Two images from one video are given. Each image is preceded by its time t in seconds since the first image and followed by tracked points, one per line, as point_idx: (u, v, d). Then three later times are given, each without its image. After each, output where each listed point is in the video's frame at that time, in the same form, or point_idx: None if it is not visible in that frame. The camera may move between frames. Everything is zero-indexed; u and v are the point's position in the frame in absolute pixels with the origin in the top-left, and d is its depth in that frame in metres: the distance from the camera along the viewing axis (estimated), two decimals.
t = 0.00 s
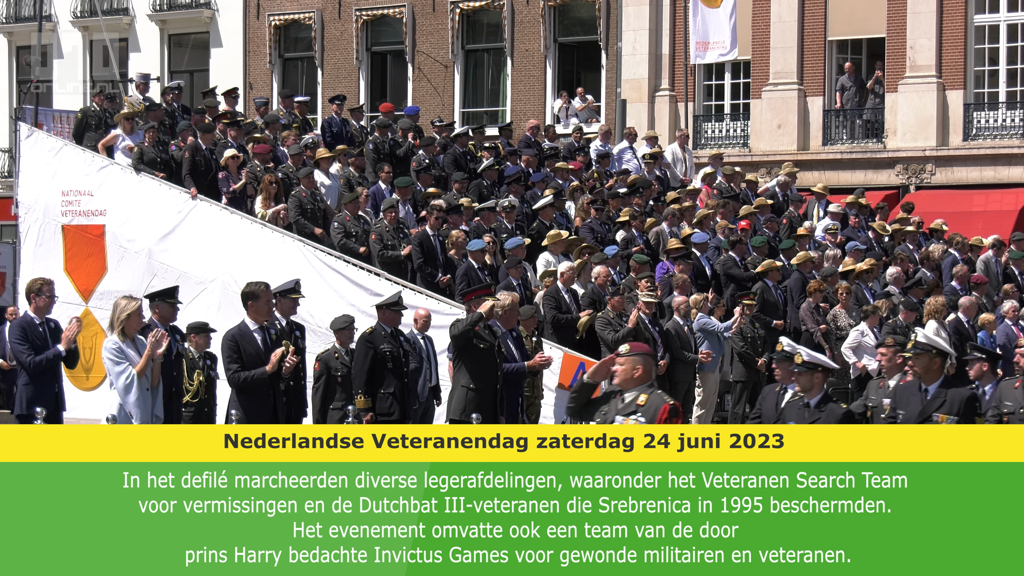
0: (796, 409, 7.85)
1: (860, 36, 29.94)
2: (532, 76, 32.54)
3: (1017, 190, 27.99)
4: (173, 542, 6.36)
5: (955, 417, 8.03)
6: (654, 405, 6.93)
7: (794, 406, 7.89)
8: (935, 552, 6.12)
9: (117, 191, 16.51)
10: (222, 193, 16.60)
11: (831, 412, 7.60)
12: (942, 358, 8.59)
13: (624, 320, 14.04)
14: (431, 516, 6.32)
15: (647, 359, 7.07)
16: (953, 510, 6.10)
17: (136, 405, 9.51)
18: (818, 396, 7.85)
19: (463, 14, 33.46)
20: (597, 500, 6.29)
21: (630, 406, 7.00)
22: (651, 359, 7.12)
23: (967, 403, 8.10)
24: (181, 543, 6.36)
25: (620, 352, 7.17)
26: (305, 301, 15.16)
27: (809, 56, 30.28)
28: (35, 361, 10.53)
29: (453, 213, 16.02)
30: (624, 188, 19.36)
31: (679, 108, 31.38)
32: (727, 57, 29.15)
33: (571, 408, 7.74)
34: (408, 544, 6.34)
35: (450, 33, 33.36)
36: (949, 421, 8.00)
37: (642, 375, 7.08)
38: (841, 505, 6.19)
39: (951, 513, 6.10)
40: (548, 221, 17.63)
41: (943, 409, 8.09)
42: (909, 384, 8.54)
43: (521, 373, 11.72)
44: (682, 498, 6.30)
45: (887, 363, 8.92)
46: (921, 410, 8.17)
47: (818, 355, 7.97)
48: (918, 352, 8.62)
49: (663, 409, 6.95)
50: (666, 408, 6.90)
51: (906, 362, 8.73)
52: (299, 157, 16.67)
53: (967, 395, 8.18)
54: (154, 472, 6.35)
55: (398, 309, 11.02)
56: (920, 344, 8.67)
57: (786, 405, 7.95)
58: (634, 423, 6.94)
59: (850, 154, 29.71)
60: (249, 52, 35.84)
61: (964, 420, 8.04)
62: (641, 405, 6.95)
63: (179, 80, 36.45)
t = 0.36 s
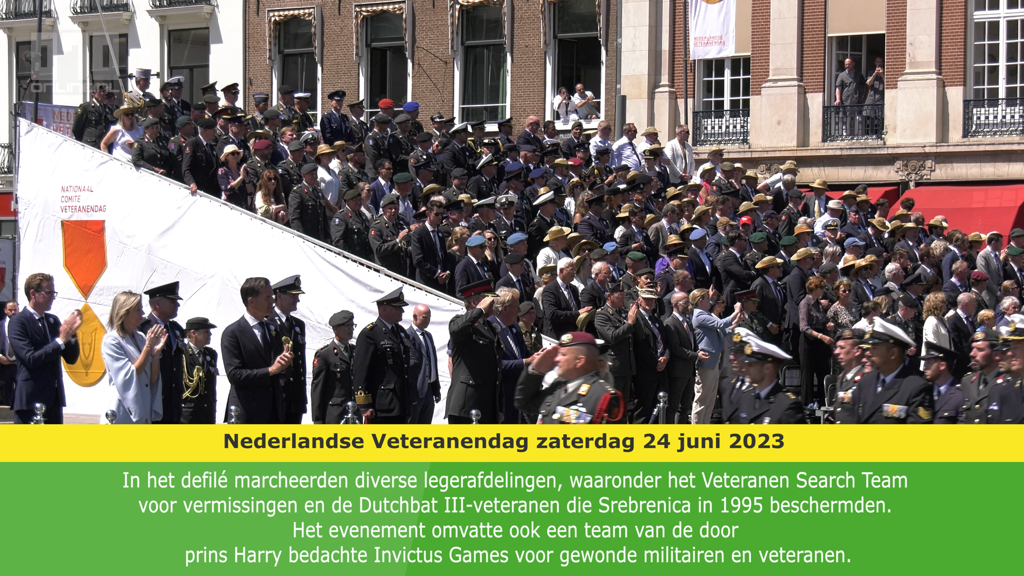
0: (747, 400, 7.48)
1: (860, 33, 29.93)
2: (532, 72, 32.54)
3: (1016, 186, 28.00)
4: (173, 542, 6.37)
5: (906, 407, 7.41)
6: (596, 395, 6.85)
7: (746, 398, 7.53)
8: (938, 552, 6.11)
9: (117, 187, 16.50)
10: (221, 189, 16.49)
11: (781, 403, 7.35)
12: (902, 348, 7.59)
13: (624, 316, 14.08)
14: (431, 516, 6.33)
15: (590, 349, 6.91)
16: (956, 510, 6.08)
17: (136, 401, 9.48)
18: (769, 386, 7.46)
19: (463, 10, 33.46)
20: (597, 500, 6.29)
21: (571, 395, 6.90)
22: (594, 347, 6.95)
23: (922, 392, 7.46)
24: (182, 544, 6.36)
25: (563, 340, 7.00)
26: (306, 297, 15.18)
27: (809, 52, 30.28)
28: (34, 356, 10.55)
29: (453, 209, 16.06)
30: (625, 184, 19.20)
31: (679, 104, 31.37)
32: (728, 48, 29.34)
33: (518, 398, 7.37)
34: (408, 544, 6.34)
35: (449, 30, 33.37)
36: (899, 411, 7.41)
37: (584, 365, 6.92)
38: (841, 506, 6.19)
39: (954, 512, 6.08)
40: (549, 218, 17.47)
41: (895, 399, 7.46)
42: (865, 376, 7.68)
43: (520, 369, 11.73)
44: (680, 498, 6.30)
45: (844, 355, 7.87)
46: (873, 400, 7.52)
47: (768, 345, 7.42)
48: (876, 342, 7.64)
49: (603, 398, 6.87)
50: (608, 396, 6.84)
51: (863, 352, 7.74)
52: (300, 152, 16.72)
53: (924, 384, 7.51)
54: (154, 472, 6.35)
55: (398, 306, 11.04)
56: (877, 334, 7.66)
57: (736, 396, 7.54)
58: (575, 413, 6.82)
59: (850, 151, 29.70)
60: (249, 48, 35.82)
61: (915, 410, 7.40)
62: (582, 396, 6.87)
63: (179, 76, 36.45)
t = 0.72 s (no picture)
0: (691, 403, 7.64)
1: (859, 31, 29.95)
2: (531, 69, 32.53)
3: (1015, 184, 28.00)
4: (172, 542, 6.37)
5: (854, 410, 7.48)
6: (530, 404, 6.93)
7: (691, 402, 7.67)
8: (939, 552, 6.12)
9: (116, 184, 16.50)
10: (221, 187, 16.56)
11: (726, 405, 7.51)
12: (846, 349, 7.71)
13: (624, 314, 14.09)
14: (431, 516, 6.33)
15: (523, 356, 7.01)
16: (959, 509, 6.08)
17: (135, 399, 9.48)
18: (714, 388, 7.64)
19: (462, 8, 33.42)
20: (597, 500, 6.30)
21: (507, 404, 7.00)
22: (530, 356, 7.04)
23: (869, 395, 7.50)
24: (182, 544, 6.37)
25: (497, 349, 7.10)
26: (305, 295, 15.16)
27: (808, 50, 30.28)
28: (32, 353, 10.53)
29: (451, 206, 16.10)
30: (623, 181, 19.24)
31: (678, 102, 31.40)
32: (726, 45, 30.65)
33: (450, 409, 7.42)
34: (408, 544, 6.34)
35: (448, 27, 33.35)
36: (848, 413, 7.48)
37: (519, 373, 7.02)
38: (841, 505, 6.19)
39: (954, 512, 6.09)
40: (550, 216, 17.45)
41: (842, 401, 7.54)
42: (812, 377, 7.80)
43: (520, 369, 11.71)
44: (679, 498, 6.31)
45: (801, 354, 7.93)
46: (821, 403, 7.62)
47: (711, 347, 7.58)
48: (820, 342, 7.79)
49: (538, 407, 6.93)
50: (542, 405, 6.89)
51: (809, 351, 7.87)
52: (299, 150, 16.77)
53: (872, 385, 7.57)
54: (155, 472, 6.35)
55: (398, 303, 11.07)
56: (821, 335, 7.82)
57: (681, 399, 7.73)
58: (510, 421, 6.93)
59: (849, 149, 29.69)
60: (248, 45, 35.79)
61: (863, 412, 7.47)
62: (518, 404, 6.96)
63: (178, 74, 36.42)
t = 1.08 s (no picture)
0: (634, 406, 7.42)
1: (858, 28, 29.94)
2: (530, 66, 32.54)
3: (1015, 181, 28.01)
4: (173, 542, 6.37)
5: (807, 416, 7.25)
6: (466, 399, 6.81)
7: (632, 403, 7.48)
8: (939, 551, 6.12)
9: (116, 180, 16.51)
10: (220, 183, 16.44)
11: (670, 408, 7.23)
12: (794, 352, 7.45)
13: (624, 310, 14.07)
14: (431, 516, 6.31)
15: (459, 351, 6.91)
16: (958, 509, 6.08)
17: (133, 395, 9.52)
18: (657, 390, 7.43)
19: (461, 5, 33.40)
20: (597, 500, 6.30)
21: (442, 399, 6.86)
22: (466, 350, 6.94)
23: (820, 399, 7.29)
24: (182, 544, 6.37)
25: (432, 342, 6.97)
26: (305, 292, 15.16)
27: (808, 47, 30.28)
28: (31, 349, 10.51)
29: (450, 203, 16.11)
30: (622, 178, 19.29)
31: (677, 99, 31.41)
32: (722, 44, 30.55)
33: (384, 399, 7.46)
34: (408, 544, 6.32)
35: (448, 24, 33.35)
36: (800, 419, 7.25)
37: (455, 367, 6.90)
38: (841, 505, 6.20)
39: (956, 513, 6.09)
40: (549, 213, 17.49)
41: (795, 405, 7.30)
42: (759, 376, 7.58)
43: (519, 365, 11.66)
44: (679, 498, 6.31)
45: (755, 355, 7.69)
46: (772, 406, 7.37)
47: (655, 347, 7.34)
48: (767, 345, 7.49)
49: (474, 402, 6.82)
50: (479, 401, 6.78)
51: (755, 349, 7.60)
52: (299, 147, 16.79)
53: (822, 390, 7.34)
54: (155, 472, 6.35)
55: (397, 300, 11.06)
56: (769, 336, 7.50)
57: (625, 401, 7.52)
58: (445, 418, 6.80)
59: (848, 146, 29.68)
60: (248, 42, 35.78)
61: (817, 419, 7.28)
62: (453, 399, 6.83)
63: (178, 70, 36.42)
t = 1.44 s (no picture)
0: (579, 398, 7.49)
1: (859, 26, 29.94)
2: (531, 64, 32.53)
3: (1015, 179, 27.98)
4: (173, 542, 6.33)
5: (747, 406, 7.12)
6: (396, 394, 6.58)
7: (578, 397, 7.54)
8: (939, 551, 6.09)
9: (117, 178, 16.52)
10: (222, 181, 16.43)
11: (610, 400, 7.35)
12: (741, 344, 7.34)
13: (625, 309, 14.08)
14: (431, 516, 6.27)
15: (392, 344, 6.69)
16: (958, 509, 6.06)
17: (134, 393, 9.54)
18: (599, 383, 7.50)
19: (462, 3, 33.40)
20: (597, 500, 6.26)
21: (372, 394, 6.63)
22: (399, 344, 6.73)
23: (762, 391, 7.15)
24: (184, 545, 6.32)
25: (365, 336, 6.78)
26: (305, 290, 15.19)
27: (808, 45, 30.27)
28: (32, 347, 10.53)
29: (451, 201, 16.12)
30: (623, 176, 19.32)
31: (678, 96, 31.39)
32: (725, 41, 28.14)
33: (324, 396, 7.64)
34: (408, 544, 6.27)
35: (449, 22, 33.36)
36: (740, 410, 7.12)
37: (387, 362, 6.69)
38: (841, 505, 6.17)
39: (956, 513, 6.06)
40: (549, 211, 17.49)
41: (735, 397, 7.18)
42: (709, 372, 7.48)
43: (520, 362, 11.81)
44: (679, 498, 6.27)
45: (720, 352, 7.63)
46: (715, 400, 7.28)
47: (597, 340, 7.54)
48: (714, 337, 7.38)
49: (405, 397, 6.58)
50: (408, 396, 6.55)
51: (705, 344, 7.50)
52: (300, 145, 16.81)
53: (766, 380, 7.22)
54: (155, 472, 6.30)
55: (397, 298, 11.07)
56: (714, 328, 7.39)
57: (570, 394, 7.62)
58: (374, 414, 6.56)
59: (849, 144, 29.69)
60: (248, 40, 35.77)
61: (756, 410, 7.11)
62: (383, 394, 6.60)
63: (179, 68, 36.42)
